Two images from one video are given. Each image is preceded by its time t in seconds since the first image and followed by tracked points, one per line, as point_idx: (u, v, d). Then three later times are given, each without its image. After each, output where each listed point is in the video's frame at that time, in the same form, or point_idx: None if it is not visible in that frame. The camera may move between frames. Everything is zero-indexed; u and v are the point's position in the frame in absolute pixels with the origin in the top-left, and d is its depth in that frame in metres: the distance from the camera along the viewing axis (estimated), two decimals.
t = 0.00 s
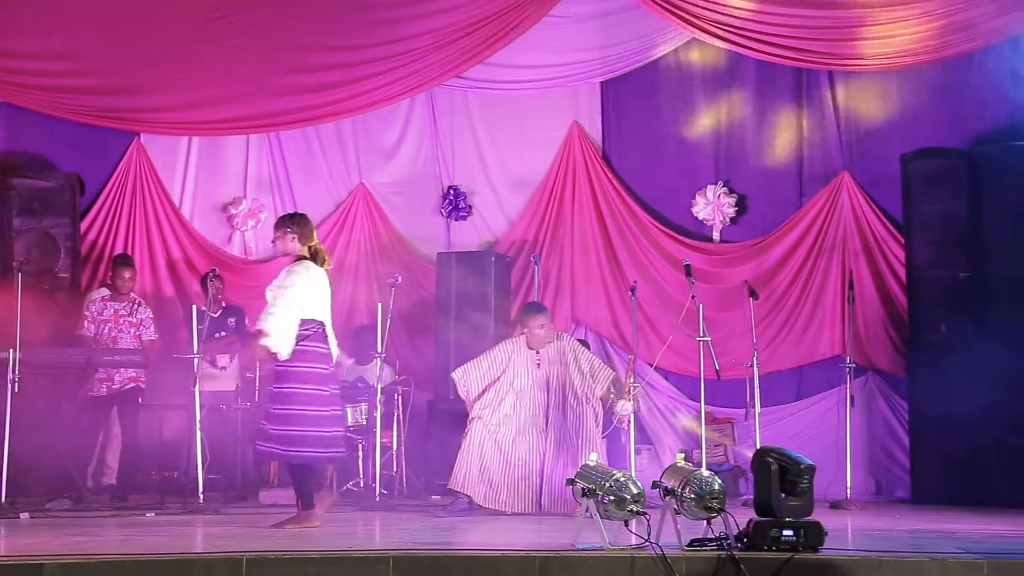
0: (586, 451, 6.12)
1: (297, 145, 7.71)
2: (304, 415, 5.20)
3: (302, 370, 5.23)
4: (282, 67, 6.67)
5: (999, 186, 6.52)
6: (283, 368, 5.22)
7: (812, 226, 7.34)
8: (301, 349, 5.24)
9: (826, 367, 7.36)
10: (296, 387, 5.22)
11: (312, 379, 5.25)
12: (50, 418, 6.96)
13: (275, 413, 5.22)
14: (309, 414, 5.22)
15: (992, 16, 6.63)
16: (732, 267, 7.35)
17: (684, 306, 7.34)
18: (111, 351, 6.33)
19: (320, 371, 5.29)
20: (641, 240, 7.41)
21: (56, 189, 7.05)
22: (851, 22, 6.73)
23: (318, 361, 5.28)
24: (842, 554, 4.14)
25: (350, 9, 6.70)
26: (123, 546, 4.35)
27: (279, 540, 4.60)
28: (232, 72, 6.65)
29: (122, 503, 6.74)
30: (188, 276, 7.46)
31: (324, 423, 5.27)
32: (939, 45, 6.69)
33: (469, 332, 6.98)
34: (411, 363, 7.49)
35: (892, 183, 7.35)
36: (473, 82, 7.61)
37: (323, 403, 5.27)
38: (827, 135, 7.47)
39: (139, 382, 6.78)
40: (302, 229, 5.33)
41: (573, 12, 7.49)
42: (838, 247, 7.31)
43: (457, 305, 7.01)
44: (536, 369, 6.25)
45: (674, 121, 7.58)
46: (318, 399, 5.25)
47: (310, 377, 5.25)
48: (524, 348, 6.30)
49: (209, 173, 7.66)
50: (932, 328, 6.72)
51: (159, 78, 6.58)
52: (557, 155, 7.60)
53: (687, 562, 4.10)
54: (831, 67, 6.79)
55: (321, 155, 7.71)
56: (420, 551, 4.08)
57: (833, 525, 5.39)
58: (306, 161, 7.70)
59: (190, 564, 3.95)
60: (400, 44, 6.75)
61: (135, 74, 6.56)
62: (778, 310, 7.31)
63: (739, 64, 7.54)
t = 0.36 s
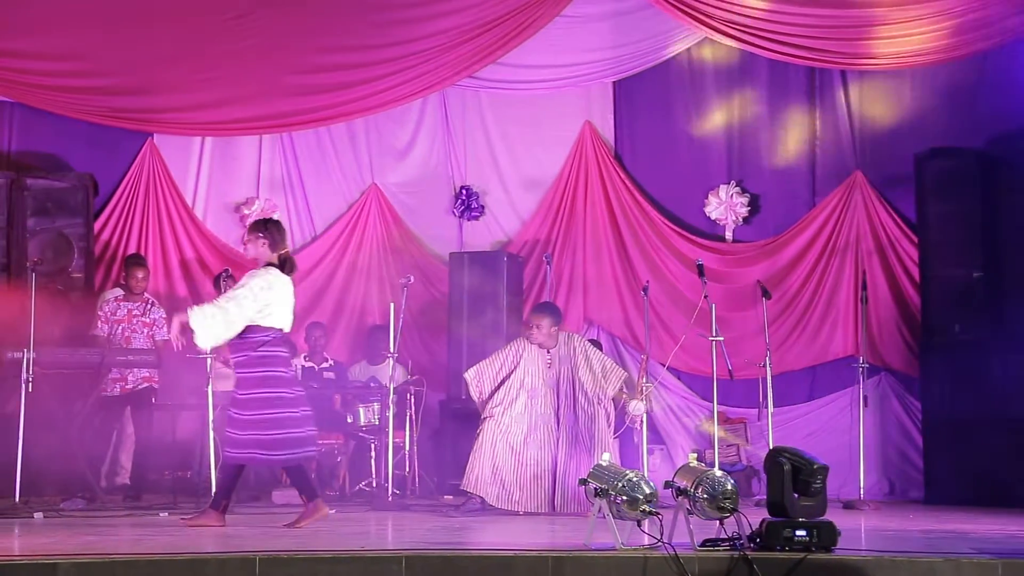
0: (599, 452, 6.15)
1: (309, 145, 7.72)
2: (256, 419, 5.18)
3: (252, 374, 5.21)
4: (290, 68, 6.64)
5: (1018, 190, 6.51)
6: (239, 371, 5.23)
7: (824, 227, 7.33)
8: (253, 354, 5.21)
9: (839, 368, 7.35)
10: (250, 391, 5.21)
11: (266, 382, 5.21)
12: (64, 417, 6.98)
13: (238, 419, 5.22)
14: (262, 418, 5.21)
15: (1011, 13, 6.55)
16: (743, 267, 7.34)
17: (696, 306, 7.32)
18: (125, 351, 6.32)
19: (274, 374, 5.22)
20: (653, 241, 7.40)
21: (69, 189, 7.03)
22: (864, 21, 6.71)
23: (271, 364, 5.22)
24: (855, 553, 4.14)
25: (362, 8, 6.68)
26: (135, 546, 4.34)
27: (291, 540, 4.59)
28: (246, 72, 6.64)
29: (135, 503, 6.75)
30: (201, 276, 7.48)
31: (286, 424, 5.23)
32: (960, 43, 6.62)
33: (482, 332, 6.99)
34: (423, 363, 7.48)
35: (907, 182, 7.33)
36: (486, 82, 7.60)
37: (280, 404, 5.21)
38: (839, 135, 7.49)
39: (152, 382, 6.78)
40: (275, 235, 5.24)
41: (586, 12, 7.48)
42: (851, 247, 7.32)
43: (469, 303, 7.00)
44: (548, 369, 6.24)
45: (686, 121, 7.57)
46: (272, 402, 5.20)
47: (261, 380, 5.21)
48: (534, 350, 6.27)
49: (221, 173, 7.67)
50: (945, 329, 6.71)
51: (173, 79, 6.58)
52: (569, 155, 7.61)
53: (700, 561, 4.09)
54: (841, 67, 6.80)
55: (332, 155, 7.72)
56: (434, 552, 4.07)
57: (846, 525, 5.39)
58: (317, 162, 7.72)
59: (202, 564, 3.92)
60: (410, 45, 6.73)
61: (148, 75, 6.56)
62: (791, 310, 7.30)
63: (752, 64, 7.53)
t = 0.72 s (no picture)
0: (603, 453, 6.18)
1: (313, 146, 7.72)
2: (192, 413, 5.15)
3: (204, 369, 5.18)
4: (294, 68, 6.65)
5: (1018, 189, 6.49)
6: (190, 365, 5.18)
7: (828, 227, 7.34)
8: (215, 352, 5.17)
9: (843, 367, 7.34)
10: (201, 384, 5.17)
11: (214, 380, 5.18)
12: (68, 417, 6.99)
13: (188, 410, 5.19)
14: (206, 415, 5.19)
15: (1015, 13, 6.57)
16: (747, 267, 7.34)
17: (700, 305, 7.33)
18: (128, 351, 6.31)
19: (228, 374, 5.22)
20: (658, 241, 7.40)
21: (73, 189, 7.20)
22: (869, 20, 6.74)
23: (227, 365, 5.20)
24: (858, 554, 4.14)
25: (367, 8, 6.69)
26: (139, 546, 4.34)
27: (294, 540, 4.59)
28: (250, 72, 6.63)
29: (139, 503, 6.75)
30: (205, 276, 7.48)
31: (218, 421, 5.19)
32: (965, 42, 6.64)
33: (486, 332, 6.99)
34: (426, 363, 7.49)
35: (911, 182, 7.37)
36: (490, 82, 7.59)
37: (226, 406, 5.20)
38: (843, 135, 7.49)
39: (156, 382, 6.80)
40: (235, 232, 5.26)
41: (590, 12, 7.48)
42: (855, 247, 7.32)
43: (474, 302, 7.00)
44: (552, 368, 6.22)
45: (690, 120, 7.56)
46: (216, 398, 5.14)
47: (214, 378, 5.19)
48: (540, 349, 6.27)
49: (225, 173, 7.66)
50: (948, 329, 6.73)
51: (177, 79, 6.56)
52: (573, 155, 7.60)
53: (703, 562, 4.08)
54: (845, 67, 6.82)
55: (336, 153, 7.71)
56: (437, 552, 4.06)
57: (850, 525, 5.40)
58: (321, 163, 7.71)
59: (206, 564, 3.92)
60: (415, 45, 6.76)
61: (153, 75, 6.55)
62: (796, 308, 7.28)
63: (756, 63, 7.54)
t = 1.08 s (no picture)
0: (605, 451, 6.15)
1: (314, 146, 7.72)
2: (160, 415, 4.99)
3: (182, 367, 5.00)
4: (296, 68, 6.62)
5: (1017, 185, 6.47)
6: (166, 365, 5.01)
7: (829, 226, 7.34)
8: (195, 351, 5.03)
9: (845, 367, 7.33)
10: (170, 385, 5.01)
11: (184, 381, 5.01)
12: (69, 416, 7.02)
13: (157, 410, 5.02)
14: (185, 415, 5.02)
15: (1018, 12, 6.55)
16: (749, 267, 7.34)
17: (701, 305, 7.35)
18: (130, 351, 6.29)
19: (204, 374, 5.08)
20: (659, 241, 7.40)
21: (74, 189, 7.17)
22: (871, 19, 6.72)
23: (203, 364, 5.07)
24: (859, 553, 4.13)
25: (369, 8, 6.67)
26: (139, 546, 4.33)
27: (294, 540, 4.58)
28: (251, 73, 6.61)
29: (140, 502, 6.77)
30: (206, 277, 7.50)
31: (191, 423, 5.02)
32: (970, 43, 6.61)
33: (486, 331, 6.97)
34: (427, 363, 7.49)
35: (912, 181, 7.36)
36: (491, 82, 7.61)
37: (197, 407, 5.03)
38: (844, 133, 7.47)
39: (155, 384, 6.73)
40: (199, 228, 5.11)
41: (591, 12, 7.48)
42: (857, 247, 7.32)
43: (474, 302, 6.99)
44: (554, 368, 6.21)
45: (691, 120, 7.57)
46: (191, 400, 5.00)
47: (191, 378, 5.02)
48: (543, 349, 6.27)
49: (225, 172, 7.66)
50: (950, 328, 6.76)
51: (179, 79, 6.56)
52: (574, 155, 7.60)
53: (705, 561, 4.08)
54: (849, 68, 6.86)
55: (336, 152, 7.72)
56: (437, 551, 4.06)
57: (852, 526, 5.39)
58: (322, 162, 7.72)
59: (207, 563, 3.92)
60: (419, 43, 6.75)
61: (154, 75, 6.55)
62: (796, 309, 7.30)
63: (757, 63, 7.52)
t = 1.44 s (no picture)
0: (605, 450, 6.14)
1: (314, 146, 7.74)
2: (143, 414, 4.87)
3: (167, 366, 4.88)
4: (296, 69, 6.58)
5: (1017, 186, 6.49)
6: (151, 363, 4.88)
7: (830, 227, 7.32)
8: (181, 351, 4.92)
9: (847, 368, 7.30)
10: (153, 384, 4.88)
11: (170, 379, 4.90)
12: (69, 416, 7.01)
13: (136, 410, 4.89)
14: (163, 414, 4.88)
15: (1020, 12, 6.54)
16: (749, 267, 7.34)
17: (702, 305, 7.32)
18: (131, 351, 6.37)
19: (186, 372, 4.95)
20: (659, 240, 7.39)
21: (74, 189, 7.10)
22: (874, 19, 6.68)
23: (185, 364, 4.94)
24: (859, 553, 4.13)
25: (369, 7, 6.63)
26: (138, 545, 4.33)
27: (293, 540, 4.57)
28: (251, 73, 6.56)
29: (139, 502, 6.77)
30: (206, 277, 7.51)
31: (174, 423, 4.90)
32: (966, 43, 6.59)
33: (486, 331, 6.97)
34: (428, 363, 7.49)
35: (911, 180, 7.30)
36: (491, 82, 7.62)
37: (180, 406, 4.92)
38: (846, 134, 7.42)
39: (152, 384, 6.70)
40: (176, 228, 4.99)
41: (591, 12, 7.50)
42: (857, 247, 7.30)
43: (474, 302, 6.99)
44: (555, 368, 6.22)
45: (692, 120, 7.59)
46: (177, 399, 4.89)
47: (175, 377, 4.91)
48: (543, 349, 6.27)
49: (226, 173, 7.68)
50: (951, 329, 6.69)
51: (179, 79, 6.54)
52: (574, 155, 7.61)
53: (705, 561, 4.07)
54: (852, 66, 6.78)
55: (337, 152, 7.74)
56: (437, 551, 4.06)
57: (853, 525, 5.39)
58: (323, 162, 7.73)
59: (206, 563, 3.91)
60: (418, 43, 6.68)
61: (155, 75, 6.53)
62: (796, 308, 7.31)
63: (757, 62, 7.50)
